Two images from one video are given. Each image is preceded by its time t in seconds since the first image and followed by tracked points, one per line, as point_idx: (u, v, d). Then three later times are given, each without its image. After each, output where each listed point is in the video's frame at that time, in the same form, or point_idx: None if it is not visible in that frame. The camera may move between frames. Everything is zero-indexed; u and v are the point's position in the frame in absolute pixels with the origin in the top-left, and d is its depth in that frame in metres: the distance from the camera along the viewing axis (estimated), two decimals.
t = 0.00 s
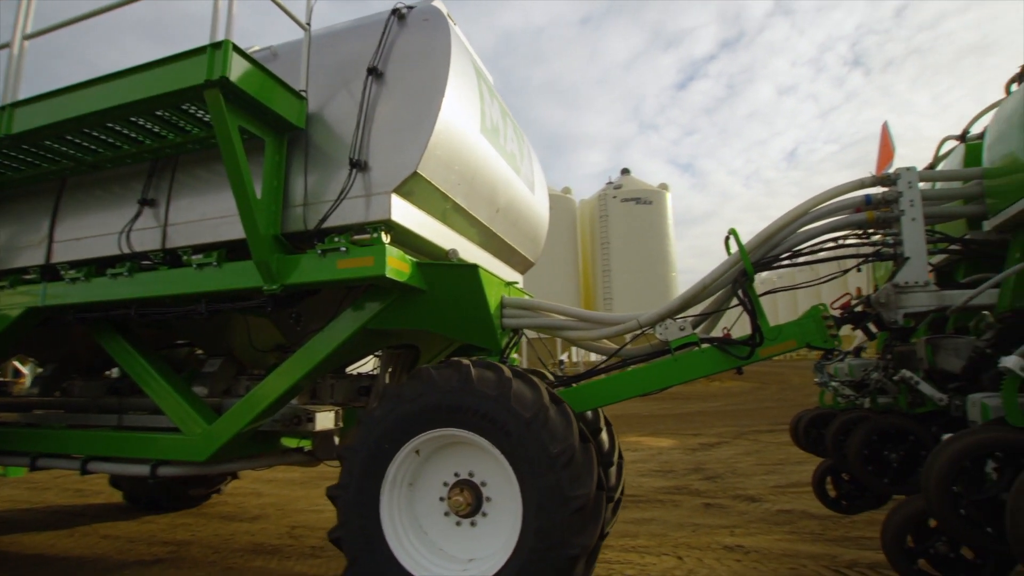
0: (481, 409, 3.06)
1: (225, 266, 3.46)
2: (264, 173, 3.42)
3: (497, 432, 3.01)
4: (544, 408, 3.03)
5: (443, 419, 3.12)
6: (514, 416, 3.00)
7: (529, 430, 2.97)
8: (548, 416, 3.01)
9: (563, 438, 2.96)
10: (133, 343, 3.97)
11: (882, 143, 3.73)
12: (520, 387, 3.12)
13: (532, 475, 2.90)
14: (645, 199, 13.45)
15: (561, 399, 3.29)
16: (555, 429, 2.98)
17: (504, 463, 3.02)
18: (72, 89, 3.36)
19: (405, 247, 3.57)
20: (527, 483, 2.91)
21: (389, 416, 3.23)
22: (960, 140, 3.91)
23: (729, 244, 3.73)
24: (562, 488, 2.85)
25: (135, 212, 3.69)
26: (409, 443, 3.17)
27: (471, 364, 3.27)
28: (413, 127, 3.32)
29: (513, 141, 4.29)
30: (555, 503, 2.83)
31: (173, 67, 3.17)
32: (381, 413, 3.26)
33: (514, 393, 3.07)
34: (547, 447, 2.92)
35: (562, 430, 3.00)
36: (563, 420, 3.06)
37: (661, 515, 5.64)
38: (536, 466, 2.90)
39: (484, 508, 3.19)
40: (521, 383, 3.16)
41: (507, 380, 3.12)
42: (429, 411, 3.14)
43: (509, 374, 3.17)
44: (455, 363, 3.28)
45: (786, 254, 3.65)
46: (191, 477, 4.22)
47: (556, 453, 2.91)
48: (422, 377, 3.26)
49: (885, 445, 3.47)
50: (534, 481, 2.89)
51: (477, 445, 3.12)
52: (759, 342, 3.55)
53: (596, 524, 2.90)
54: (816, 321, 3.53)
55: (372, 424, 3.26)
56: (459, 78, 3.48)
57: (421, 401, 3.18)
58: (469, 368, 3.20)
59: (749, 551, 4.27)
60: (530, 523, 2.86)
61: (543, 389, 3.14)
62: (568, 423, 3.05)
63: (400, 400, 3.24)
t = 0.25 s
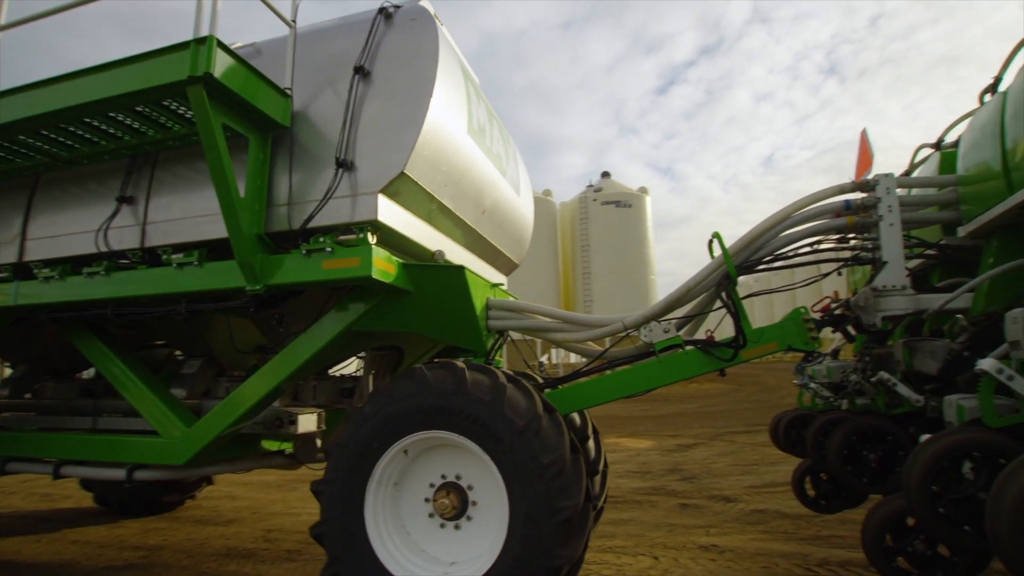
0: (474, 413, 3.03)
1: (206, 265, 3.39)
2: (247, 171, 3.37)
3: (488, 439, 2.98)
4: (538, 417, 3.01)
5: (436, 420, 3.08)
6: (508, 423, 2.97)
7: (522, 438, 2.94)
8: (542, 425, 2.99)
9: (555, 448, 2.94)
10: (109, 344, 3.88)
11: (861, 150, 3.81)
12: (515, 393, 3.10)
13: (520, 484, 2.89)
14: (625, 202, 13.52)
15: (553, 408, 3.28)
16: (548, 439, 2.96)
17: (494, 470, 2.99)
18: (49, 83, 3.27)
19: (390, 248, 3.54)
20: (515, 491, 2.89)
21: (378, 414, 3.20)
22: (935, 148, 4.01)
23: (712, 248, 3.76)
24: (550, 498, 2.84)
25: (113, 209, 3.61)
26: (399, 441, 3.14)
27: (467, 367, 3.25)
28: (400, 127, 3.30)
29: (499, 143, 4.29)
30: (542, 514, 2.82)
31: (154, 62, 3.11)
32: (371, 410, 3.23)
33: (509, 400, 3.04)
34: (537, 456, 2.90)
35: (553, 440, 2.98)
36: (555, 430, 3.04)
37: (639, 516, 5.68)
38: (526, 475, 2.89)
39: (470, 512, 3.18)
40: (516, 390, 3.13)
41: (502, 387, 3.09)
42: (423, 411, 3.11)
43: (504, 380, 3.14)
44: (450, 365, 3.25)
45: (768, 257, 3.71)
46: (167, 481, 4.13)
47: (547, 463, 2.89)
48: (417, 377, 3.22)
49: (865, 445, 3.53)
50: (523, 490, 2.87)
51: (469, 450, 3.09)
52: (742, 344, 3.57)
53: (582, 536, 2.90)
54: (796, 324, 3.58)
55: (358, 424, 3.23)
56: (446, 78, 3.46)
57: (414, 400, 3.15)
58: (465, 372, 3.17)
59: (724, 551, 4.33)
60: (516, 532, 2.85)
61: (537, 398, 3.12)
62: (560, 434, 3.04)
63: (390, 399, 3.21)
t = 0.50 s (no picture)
0: (466, 418, 3.01)
1: (186, 265, 3.33)
2: (230, 169, 3.32)
3: (478, 445, 2.97)
4: (529, 426, 3.00)
5: (427, 422, 3.06)
6: (499, 432, 2.95)
7: (512, 447, 2.93)
8: (533, 435, 2.98)
9: (544, 458, 2.94)
10: (82, 345, 3.78)
11: (839, 156, 3.90)
12: (507, 400, 3.09)
13: (507, 492, 2.88)
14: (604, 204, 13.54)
15: (542, 416, 3.27)
16: (538, 449, 2.95)
17: (482, 477, 2.97)
18: (23, 76, 3.18)
19: (375, 248, 3.52)
20: (501, 499, 2.88)
21: (366, 414, 3.16)
22: (910, 156, 4.12)
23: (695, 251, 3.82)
24: (536, 509, 2.84)
25: (89, 206, 3.52)
26: (387, 441, 3.11)
27: (460, 370, 3.23)
28: (386, 128, 3.28)
29: (484, 144, 4.29)
30: (527, 523, 2.82)
31: (134, 57, 3.04)
32: (360, 409, 3.20)
33: (502, 408, 3.02)
34: (526, 466, 2.90)
35: (543, 450, 2.98)
36: (545, 440, 3.03)
37: (616, 517, 5.72)
38: (514, 484, 2.88)
39: (454, 515, 3.17)
40: (509, 398, 3.12)
41: (495, 394, 3.07)
42: (414, 412, 3.08)
43: (498, 387, 3.13)
44: (444, 369, 3.22)
45: (750, 261, 3.77)
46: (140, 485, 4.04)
47: (536, 473, 2.88)
48: (409, 377, 3.19)
49: (843, 445, 3.59)
50: (510, 498, 2.86)
51: (459, 455, 3.07)
52: (725, 346, 3.62)
53: (565, 547, 2.91)
54: (777, 327, 3.64)
55: (344, 426, 3.19)
56: (433, 79, 3.45)
57: (405, 401, 3.12)
58: (459, 376, 3.15)
59: (697, 550, 4.38)
60: (500, 540, 2.85)
61: (529, 407, 3.11)
62: (550, 445, 3.03)
63: (380, 399, 3.17)
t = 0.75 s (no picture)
0: (456, 425, 2.99)
1: (165, 264, 3.26)
2: (211, 167, 3.26)
3: (467, 452, 2.95)
4: (520, 436, 2.99)
5: (417, 425, 3.03)
6: (489, 441, 2.94)
7: (501, 457, 2.91)
8: (523, 446, 2.97)
9: (533, 470, 2.92)
10: (54, 346, 3.68)
11: (817, 163, 3.99)
12: (499, 408, 3.07)
13: (492, 501, 2.86)
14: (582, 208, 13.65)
15: (533, 425, 3.27)
16: (527, 460, 2.94)
17: (469, 486, 2.96)
18: None
19: (360, 249, 3.49)
20: (486, 507, 2.87)
21: (353, 415, 3.13)
22: (885, 164, 4.24)
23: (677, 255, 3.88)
24: (521, 520, 2.82)
25: (63, 203, 3.44)
26: (375, 442, 3.08)
27: (452, 375, 3.21)
28: (372, 128, 3.26)
29: (469, 146, 4.29)
30: (511, 532, 2.81)
31: (114, 50, 2.97)
32: (349, 409, 3.16)
33: (493, 417, 3.01)
34: (514, 477, 2.88)
35: (532, 461, 2.96)
36: (534, 451, 3.02)
37: (592, 518, 5.76)
38: (500, 494, 2.86)
39: (437, 519, 3.15)
40: (500, 407, 3.10)
41: (487, 402, 3.06)
42: (404, 414, 3.06)
43: (490, 395, 3.11)
44: (437, 373, 3.20)
45: (730, 265, 3.83)
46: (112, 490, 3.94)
47: (523, 484, 2.87)
48: (401, 379, 3.16)
49: (820, 446, 3.66)
50: (495, 507, 2.85)
51: (447, 460, 3.05)
52: (707, 349, 3.67)
53: (546, 559, 2.91)
54: (757, 329, 3.71)
55: (328, 427, 3.16)
56: (419, 79, 3.44)
57: (395, 403, 3.09)
58: (452, 382, 3.13)
59: (671, 551, 4.43)
60: (483, 548, 2.84)
61: (520, 417, 3.09)
62: (539, 457, 3.02)
63: (368, 399, 3.14)
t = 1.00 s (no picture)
0: (447, 432, 2.97)
1: (143, 263, 3.19)
2: (192, 165, 3.20)
3: (455, 460, 2.93)
4: (510, 447, 2.97)
5: (409, 428, 3.00)
6: (480, 450, 2.92)
7: (490, 467, 2.90)
8: (512, 457, 2.95)
9: (521, 481, 2.91)
10: (24, 346, 3.58)
11: (796, 169, 4.07)
12: (490, 416, 3.06)
13: (477, 511, 2.85)
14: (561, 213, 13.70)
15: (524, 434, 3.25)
16: (516, 471, 2.93)
17: (456, 495, 2.94)
18: None
19: (344, 250, 3.46)
20: (471, 516, 2.86)
21: (342, 415, 3.09)
22: (860, 171, 4.35)
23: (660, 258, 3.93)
24: (506, 531, 2.82)
25: (37, 200, 3.37)
26: (364, 442, 3.04)
27: (446, 379, 3.18)
28: (358, 128, 3.23)
29: (453, 147, 4.28)
30: (495, 543, 2.80)
31: (92, 44, 2.90)
32: (339, 408, 3.12)
33: (484, 426, 2.99)
34: (501, 487, 2.87)
35: (520, 471, 2.95)
36: (523, 462, 3.01)
37: (569, 519, 5.79)
38: (486, 503, 2.85)
39: (419, 523, 3.13)
40: (492, 416, 3.08)
41: (480, 410, 3.04)
42: (396, 417, 3.03)
43: (482, 403, 3.09)
44: (431, 377, 3.16)
45: (711, 268, 3.89)
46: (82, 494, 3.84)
47: (511, 495, 2.86)
48: (394, 381, 3.12)
49: (798, 446, 3.72)
50: (480, 516, 2.84)
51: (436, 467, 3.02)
52: (689, 351, 3.74)
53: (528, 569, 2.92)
54: (737, 332, 3.78)
55: (313, 428, 3.11)
56: (405, 80, 3.41)
57: (386, 404, 3.06)
58: (445, 387, 3.10)
59: (646, 551, 4.48)
60: (465, 556, 2.83)
61: (511, 428, 3.08)
62: (527, 468, 3.01)
63: (359, 399, 3.11)
